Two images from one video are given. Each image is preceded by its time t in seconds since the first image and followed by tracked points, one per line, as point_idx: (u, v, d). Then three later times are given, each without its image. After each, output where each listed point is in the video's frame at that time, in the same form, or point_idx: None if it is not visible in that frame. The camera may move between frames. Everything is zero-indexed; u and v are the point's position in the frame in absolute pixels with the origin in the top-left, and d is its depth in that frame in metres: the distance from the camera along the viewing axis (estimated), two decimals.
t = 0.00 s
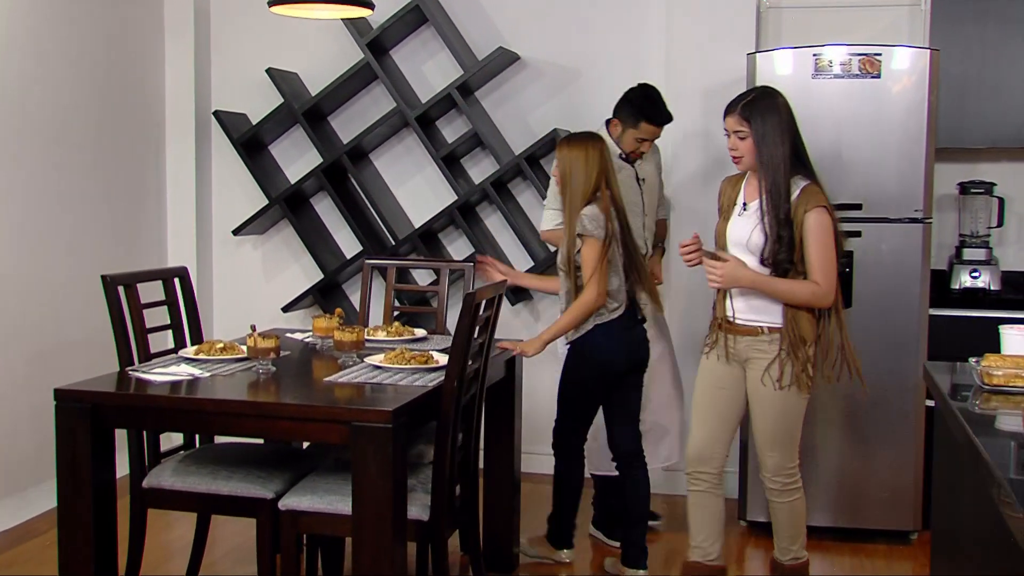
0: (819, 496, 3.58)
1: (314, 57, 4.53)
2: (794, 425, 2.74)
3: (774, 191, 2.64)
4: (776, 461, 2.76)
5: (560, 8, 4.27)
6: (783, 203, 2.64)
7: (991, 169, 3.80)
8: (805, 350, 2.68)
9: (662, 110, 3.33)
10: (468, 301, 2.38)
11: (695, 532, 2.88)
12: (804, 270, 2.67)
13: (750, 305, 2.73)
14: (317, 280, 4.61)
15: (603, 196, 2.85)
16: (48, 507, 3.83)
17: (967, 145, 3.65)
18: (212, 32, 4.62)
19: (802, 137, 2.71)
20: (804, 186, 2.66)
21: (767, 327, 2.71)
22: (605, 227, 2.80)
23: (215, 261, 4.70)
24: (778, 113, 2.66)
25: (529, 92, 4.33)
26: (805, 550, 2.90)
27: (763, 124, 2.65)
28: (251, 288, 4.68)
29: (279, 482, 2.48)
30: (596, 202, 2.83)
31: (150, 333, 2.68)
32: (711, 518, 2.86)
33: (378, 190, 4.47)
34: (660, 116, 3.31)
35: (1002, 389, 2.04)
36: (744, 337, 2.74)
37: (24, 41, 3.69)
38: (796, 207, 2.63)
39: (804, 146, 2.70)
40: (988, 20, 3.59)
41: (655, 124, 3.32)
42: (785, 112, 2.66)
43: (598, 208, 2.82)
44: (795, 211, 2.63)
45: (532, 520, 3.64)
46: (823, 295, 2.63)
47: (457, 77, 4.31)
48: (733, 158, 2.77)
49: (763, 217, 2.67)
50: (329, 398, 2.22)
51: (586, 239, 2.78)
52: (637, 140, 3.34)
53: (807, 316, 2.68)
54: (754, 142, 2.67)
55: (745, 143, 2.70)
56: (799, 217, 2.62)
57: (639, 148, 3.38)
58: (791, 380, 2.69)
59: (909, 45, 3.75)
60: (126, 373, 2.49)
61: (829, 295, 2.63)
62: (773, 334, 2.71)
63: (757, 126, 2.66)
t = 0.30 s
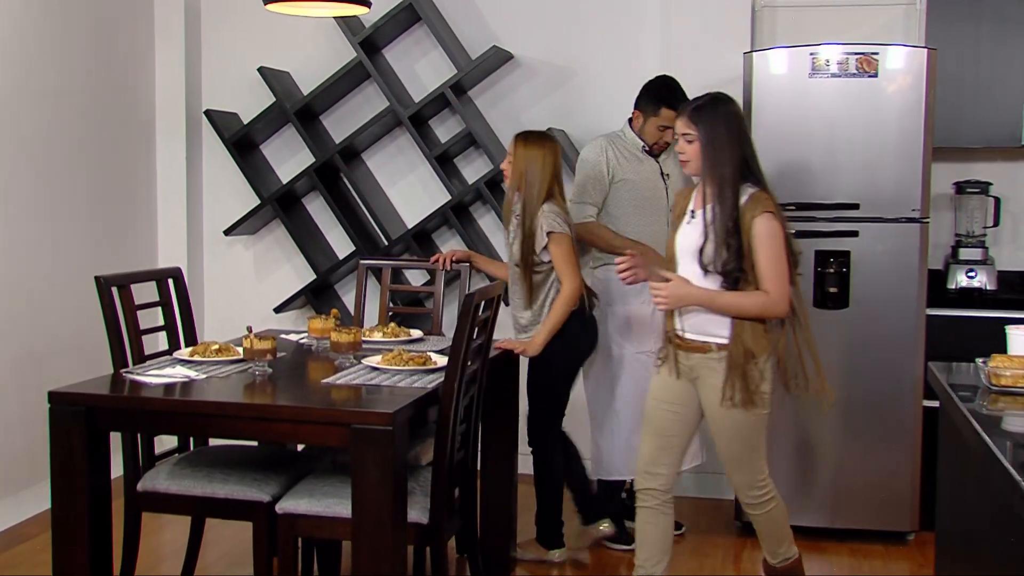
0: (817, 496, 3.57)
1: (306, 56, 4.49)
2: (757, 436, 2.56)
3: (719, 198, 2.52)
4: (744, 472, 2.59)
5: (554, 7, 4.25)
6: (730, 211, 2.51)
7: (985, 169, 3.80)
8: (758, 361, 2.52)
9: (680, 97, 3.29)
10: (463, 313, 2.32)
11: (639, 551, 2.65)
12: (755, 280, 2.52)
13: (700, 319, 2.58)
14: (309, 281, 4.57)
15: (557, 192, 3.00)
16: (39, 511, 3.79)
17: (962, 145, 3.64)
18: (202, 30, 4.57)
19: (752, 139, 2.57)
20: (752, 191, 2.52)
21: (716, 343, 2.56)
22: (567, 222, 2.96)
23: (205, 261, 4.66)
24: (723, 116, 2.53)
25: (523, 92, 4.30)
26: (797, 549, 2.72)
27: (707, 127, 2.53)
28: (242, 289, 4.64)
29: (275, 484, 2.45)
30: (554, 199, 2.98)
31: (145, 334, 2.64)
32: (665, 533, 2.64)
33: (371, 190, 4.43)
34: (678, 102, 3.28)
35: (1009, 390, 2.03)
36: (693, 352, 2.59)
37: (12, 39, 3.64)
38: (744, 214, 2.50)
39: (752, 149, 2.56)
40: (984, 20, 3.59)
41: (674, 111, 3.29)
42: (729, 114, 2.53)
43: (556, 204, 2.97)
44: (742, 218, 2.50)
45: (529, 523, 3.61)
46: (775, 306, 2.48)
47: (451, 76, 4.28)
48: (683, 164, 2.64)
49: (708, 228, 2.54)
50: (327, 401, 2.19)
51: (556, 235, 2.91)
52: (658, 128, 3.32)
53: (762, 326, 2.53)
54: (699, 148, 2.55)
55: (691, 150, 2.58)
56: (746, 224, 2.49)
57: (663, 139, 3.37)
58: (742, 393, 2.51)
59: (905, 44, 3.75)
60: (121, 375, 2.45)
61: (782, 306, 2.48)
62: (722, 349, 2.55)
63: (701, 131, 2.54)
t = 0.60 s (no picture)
0: (807, 500, 3.58)
1: (293, 57, 4.45)
2: (669, 441, 2.52)
3: (649, 188, 2.48)
4: (646, 476, 2.53)
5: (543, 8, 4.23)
6: (658, 199, 2.48)
7: (975, 172, 3.81)
8: (678, 360, 2.49)
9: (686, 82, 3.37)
10: (457, 323, 2.29)
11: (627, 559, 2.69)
12: (684, 272, 2.48)
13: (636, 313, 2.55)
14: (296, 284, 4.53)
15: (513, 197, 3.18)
16: (23, 518, 3.74)
17: (952, 148, 3.64)
18: (187, 31, 4.53)
19: (685, 128, 2.53)
20: (681, 180, 2.48)
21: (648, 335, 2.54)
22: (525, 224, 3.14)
23: (191, 264, 4.61)
24: (657, 103, 2.48)
25: (512, 93, 4.28)
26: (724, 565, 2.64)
27: (636, 116, 2.49)
28: (228, 292, 4.59)
29: (267, 491, 2.41)
30: (513, 202, 3.16)
31: (133, 339, 2.60)
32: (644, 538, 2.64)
33: (359, 192, 4.40)
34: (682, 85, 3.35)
35: (1012, 395, 2.02)
36: (631, 345, 2.58)
37: None
38: (671, 203, 2.45)
39: (683, 137, 2.52)
40: (974, 23, 3.59)
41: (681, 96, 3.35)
42: (663, 103, 2.49)
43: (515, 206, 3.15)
44: (669, 208, 2.46)
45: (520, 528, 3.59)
46: (701, 299, 2.44)
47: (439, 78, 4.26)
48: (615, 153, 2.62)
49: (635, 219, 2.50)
50: (320, 406, 2.16)
51: (521, 234, 3.07)
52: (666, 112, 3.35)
53: (692, 322, 2.50)
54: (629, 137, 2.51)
55: (623, 138, 2.54)
56: (673, 215, 2.45)
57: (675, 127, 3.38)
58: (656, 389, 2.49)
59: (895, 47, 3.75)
60: (109, 381, 2.41)
61: (709, 299, 2.45)
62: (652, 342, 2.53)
63: (631, 120, 2.49)
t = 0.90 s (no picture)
0: (809, 505, 3.56)
1: (289, 60, 4.43)
2: (616, 452, 2.33)
3: (610, 193, 2.33)
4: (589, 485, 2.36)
5: (541, 11, 4.21)
6: (619, 205, 2.33)
7: (974, 175, 3.81)
8: (630, 370, 2.33)
9: (690, 80, 3.40)
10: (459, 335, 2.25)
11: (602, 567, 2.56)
12: (644, 282, 2.33)
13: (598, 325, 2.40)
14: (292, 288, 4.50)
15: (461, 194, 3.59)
16: (17, 526, 3.69)
17: (952, 151, 3.63)
18: (182, 33, 4.49)
19: (656, 130, 2.37)
20: (645, 185, 2.33)
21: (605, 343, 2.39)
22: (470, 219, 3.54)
23: (185, 268, 4.57)
24: (624, 103, 2.34)
25: (509, 96, 4.26)
26: None
27: (602, 116, 2.35)
28: (223, 296, 4.55)
29: (269, 498, 2.38)
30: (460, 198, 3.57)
31: (133, 344, 2.58)
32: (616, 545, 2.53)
33: (355, 196, 4.37)
34: (685, 82, 3.39)
35: None
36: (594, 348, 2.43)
37: None
38: (631, 209, 2.30)
39: (654, 140, 2.36)
40: (973, 26, 3.59)
41: (687, 92, 3.38)
42: (632, 103, 2.34)
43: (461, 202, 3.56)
44: (629, 214, 2.30)
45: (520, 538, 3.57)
46: (657, 312, 2.28)
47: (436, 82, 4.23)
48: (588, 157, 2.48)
49: (597, 223, 2.36)
50: (324, 412, 2.13)
51: (467, 226, 3.48)
52: (670, 110, 3.38)
53: (653, 335, 2.34)
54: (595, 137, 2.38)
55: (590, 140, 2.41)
56: (632, 221, 2.29)
57: (683, 125, 3.40)
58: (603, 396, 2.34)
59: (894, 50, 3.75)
60: (109, 387, 2.38)
61: (665, 312, 2.28)
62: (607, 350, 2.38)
63: (597, 120, 2.36)
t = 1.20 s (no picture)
0: (811, 508, 3.55)
1: (284, 62, 4.40)
2: (588, 464, 2.21)
3: (578, 195, 2.20)
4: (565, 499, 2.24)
5: (539, 12, 4.19)
6: (585, 208, 2.19)
7: (972, 178, 3.81)
8: (594, 379, 2.21)
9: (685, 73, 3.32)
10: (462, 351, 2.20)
11: None
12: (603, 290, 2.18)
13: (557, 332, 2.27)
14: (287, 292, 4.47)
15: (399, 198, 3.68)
16: (10, 533, 3.64)
17: (951, 153, 3.64)
18: (175, 34, 4.46)
19: (631, 128, 2.22)
20: (611, 186, 2.18)
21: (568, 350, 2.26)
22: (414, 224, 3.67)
23: (179, 272, 4.53)
24: (594, 100, 2.20)
25: (506, 99, 4.24)
26: None
27: (571, 113, 2.21)
28: (218, 300, 4.52)
29: (270, 504, 2.36)
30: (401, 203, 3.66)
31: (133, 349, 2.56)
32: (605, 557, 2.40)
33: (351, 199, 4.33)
34: (680, 74, 3.30)
35: None
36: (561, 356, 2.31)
37: None
38: (593, 211, 2.17)
39: (625, 139, 2.20)
40: (972, 29, 3.60)
41: (682, 84, 3.30)
42: (604, 99, 2.20)
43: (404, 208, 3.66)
44: (591, 217, 2.17)
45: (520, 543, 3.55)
46: (608, 324, 2.13)
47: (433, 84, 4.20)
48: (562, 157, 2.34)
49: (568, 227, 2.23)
50: (328, 417, 2.10)
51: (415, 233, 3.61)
52: (668, 103, 3.31)
53: (614, 344, 2.20)
54: (565, 136, 2.24)
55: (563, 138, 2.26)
56: (593, 224, 2.16)
57: (684, 118, 3.32)
58: (568, 408, 2.22)
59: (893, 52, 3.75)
60: (108, 392, 2.36)
61: (616, 323, 2.13)
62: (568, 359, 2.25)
63: (567, 118, 2.22)
